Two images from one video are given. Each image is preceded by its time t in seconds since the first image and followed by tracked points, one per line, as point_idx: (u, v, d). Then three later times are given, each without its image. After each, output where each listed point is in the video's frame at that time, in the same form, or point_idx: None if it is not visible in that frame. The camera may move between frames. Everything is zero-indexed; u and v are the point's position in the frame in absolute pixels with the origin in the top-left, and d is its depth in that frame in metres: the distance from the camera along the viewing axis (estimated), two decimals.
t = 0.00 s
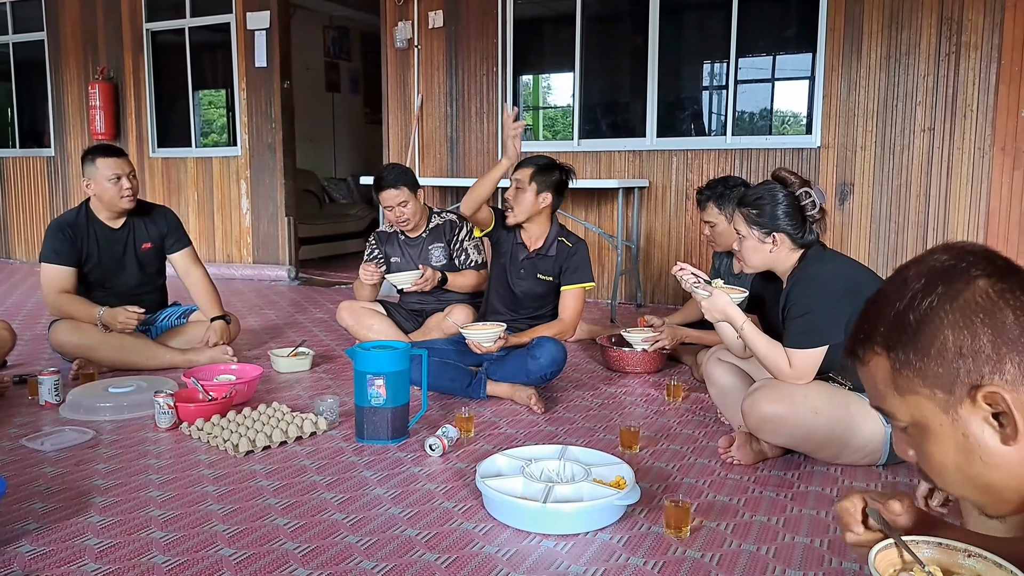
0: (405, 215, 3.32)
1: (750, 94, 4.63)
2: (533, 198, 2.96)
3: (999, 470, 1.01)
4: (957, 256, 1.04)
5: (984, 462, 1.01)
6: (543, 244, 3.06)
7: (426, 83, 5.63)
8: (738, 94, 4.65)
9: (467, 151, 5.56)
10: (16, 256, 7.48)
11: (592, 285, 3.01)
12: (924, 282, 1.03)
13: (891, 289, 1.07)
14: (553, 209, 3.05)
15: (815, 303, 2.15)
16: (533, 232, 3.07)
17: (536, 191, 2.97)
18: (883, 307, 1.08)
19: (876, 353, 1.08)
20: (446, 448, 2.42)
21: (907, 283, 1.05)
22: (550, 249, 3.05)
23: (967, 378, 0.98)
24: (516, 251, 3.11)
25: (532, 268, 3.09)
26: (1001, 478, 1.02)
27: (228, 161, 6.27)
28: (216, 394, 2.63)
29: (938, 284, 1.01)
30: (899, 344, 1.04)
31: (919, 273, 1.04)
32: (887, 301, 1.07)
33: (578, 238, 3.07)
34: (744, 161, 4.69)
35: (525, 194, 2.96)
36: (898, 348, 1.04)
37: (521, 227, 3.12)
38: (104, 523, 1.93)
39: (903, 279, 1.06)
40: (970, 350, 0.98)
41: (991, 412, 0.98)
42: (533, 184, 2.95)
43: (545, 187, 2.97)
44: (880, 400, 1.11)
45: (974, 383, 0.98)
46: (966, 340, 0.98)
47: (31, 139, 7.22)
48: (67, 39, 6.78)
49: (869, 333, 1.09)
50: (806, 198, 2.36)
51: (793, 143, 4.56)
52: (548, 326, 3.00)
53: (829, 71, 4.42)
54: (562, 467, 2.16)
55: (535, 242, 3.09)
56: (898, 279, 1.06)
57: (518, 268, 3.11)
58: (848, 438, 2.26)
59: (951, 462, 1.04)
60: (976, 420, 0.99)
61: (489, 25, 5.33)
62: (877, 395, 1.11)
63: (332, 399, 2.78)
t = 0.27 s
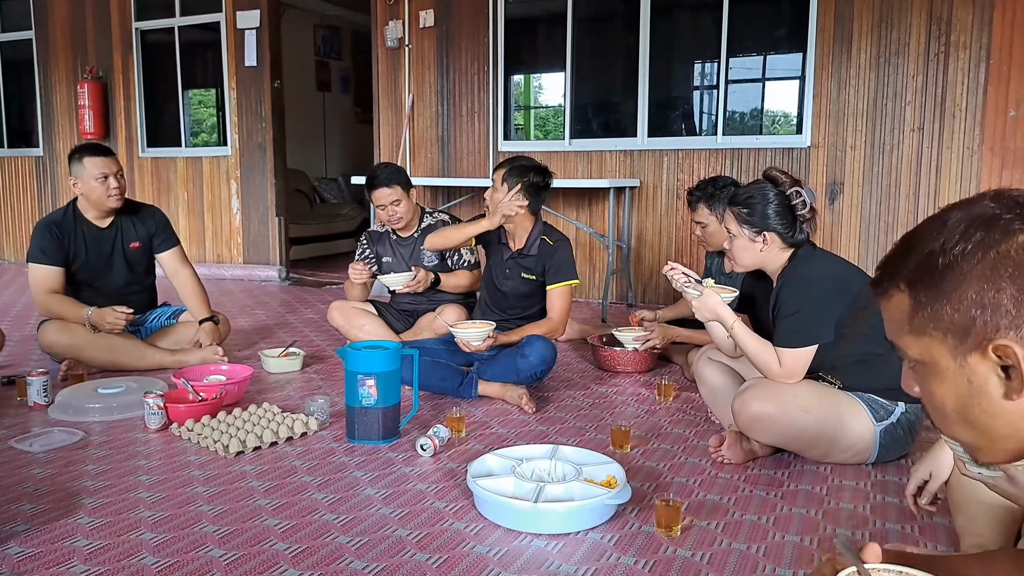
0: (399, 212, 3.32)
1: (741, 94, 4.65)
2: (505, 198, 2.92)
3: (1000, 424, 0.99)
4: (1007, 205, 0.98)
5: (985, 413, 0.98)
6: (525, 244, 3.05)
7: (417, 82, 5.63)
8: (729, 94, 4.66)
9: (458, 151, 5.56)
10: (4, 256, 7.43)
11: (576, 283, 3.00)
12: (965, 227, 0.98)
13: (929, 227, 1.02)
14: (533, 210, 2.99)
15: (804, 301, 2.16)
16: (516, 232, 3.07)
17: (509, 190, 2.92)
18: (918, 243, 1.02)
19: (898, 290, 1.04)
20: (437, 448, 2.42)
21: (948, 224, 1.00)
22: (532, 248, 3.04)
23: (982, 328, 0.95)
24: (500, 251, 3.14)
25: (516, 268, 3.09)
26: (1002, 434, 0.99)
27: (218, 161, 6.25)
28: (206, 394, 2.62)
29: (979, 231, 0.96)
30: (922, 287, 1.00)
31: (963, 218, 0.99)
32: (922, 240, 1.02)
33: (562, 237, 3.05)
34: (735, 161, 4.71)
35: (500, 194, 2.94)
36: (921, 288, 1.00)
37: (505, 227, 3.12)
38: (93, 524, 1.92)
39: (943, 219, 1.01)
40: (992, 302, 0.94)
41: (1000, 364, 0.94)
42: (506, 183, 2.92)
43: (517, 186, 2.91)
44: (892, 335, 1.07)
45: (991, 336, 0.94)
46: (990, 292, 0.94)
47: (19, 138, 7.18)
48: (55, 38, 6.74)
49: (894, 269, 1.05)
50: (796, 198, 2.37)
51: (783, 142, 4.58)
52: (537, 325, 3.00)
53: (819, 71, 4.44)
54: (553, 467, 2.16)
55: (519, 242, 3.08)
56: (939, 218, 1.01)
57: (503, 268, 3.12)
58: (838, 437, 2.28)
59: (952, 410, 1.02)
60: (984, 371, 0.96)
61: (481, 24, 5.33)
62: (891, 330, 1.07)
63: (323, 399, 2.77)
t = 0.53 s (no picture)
0: (394, 207, 3.33)
1: (732, 94, 4.66)
2: (490, 198, 2.92)
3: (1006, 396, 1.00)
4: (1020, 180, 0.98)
5: (990, 386, 1.00)
6: (511, 243, 3.04)
7: (408, 81, 5.62)
8: (719, 93, 4.67)
9: (449, 151, 5.55)
10: None
11: (563, 281, 3.00)
12: (977, 205, 0.98)
13: (941, 203, 1.02)
14: (519, 208, 2.98)
15: (794, 300, 2.17)
16: (500, 231, 3.05)
17: (494, 190, 2.91)
18: (930, 218, 1.03)
19: (913, 263, 1.05)
20: (428, 448, 2.42)
21: (958, 201, 1.00)
22: (517, 247, 3.03)
23: (989, 305, 0.96)
24: (485, 252, 3.13)
25: (501, 267, 3.09)
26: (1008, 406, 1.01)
27: (208, 160, 6.23)
28: (196, 395, 2.61)
29: (994, 205, 0.97)
30: (933, 263, 1.01)
31: (975, 193, 0.99)
32: (933, 216, 1.03)
33: (547, 236, 3.04)
34: (725, 161, 4.73)
35: (484, 194, 2.92)
36: (932, 265, 1.01)
37: (490, 226, 3.12)
38: (81, 526, 1.91)
39: (957, 194, 1.01)
40: (998, 280, 0.95)
41: (1006, 339, 0.96)
42: (490, 183, 2.91)
43: (502, 186, 2.90)
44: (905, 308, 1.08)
45: (999, 312, 0.96)
46: (997, 269, 0.95)
47: (6, 137, 7.12)
48: (43, 36, 6.69)
49: (909, 245, 1.06)
50: (786, 197, 2.38)
51: (773, 142, 4.60)
52: (527, 324, 3.01)
53: (809, 71, 4.46)
54: (544, 467, 2.16)
55: (504, 241, 3.07)
56: (952, 194, 1.01)
57: (490, 268, 3.12)
58: (827, 435, 2.28)
59: (960, 383, 1.04)
60: (990, 346, 0.98)
61: (471, 24, 5.32)
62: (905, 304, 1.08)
63: (313, 400, 2.77)
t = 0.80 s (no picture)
0: (385, 205, 3.33)
1: (722, 94, 4.67)
2: (479, 198, 2.92)
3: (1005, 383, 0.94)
4: None
5: (987, 370, 0.94)
6: (500, 243, 3.04)
7: (398, 80, 5.61)
8: (709, 93, 4.69)
9: (439, 150, 5.55)
10: None
11: (554, 280, 3.01)
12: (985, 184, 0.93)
13: (952, 182, 0.98)
14: (508, 207, 2.98)
15: (784, 299, 2.18)
16: (490, 231, 3.05)
17: (483, 190, 2.92)
18: (940, 196, 0.99)
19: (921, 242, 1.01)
20: (418, 448, 2.42)
21: (968, 181, 0.96)
22: (507, 247, 3.03)
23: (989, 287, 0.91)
24: (474, 253, 3.12)
25: (491, 268, 3.09)
26: (1006, 397, 0.95)
27: (197, 159, 6.20)
28: (185, 395, 2.60)
29: (1000, 186, 0.92)
30: (940, 240, 0.97)
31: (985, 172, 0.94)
32: (943, 194, 0.99)
33: (536, 234, 3.04)
34: (715, 161, 4.74)
35: (473, 194, 2.92)
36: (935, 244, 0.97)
37: (479, 226, 3.11)
38: (69, 528, 1.90)
39: (968, 173, 0.97)
40: (999, 262, 0.90)
41: (1006, 323, 0.91)
42: (479, 182, 2.91)
43: (490, 185, 2.91)
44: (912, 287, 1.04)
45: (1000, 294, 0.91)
46: (1000, 250, 0.91)
47: None
48: (30, 35, 6.64)
49: (919, 223, 1.02)
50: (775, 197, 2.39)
51: (763, 142, 4.62)
52: (518, 324, 3.01)
53: (799, 71, 4.48)
54: (534, 466, 2.17)
55: (494, 241, 3.07)
56: (962, 172, 0.97)
57: (479, 268, 3.12)
58: (817, 434, 2.29)
59: (959, 366, 0.98)
60: (989, 328, 0.93)
61: (461, 23, 5.32)
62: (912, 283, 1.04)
63: (303, 400, 2.76)
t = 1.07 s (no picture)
0: (374, 203, 3.33)
1: (712, 94, 4.69)
2: (467, 198, 2.91)
3: (999, 366, 0.92)
4: None
5: (981, 351, 0.92)
6: (488, 243, 3.04)
7: (388, 79, 5.60)
8: (699, 93, 4.70)
9: (430, 150, 5.54)
10: None
11: (543, 281, 3.02)
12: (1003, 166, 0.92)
13: (968, 163, 0.96)
14: (496, 207, 2.99)
15: (772, 299, 2.19)
16: (478, 232, 3.05)
17: (471, 190, 2.91)
18: (954, 176, 0.97)
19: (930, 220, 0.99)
20: (408, 448, 2.42)
21: (983, 162, 0.94)
22: (495, 247, 3.04)
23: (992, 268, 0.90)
24: (462, 254, 3.11)
25: (480, 268, 3.09)
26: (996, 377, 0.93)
27: (186, 159, 6.17)
28: (174, 396, 2.59)
29: (1017, 170, 0.91)
30: (949, 221, 0.95)
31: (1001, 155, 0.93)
32: (958, 173, 0.97)
33: (525, 235, 3.04)
34: (705, 160, 4.76)
35: (462, 193, 2.91)
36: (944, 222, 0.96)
37: (466, 226, 3.11)
38: (56, 530, 1.89)
39: (986, 157, 0.95)
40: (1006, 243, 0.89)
41: (1006, 305, 0.89)
42: (467, 183, 2.91)
43: (479, 185, 2.90)
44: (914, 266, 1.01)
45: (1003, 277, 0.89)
46: (1007, 232, 0.89)
47: None
48: (17, 33, 6.60)
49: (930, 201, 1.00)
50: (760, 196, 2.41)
51: (753, 141, 4.63)
52: (508, 324, 3.02)
53: (788, 71, 4.49)
54: (524, 466, 2.17)
55: (482, 241, 3.07)
56: (980, 155, 0.95)
57: (468, 268, 3.12)
58: (805, 432, 2.31)
59: (949, 353, 0.97)
60: (988, 310, 0.91)
61: (452, 22, 5.31)
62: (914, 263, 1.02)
63: (292, 401, 2.75)
